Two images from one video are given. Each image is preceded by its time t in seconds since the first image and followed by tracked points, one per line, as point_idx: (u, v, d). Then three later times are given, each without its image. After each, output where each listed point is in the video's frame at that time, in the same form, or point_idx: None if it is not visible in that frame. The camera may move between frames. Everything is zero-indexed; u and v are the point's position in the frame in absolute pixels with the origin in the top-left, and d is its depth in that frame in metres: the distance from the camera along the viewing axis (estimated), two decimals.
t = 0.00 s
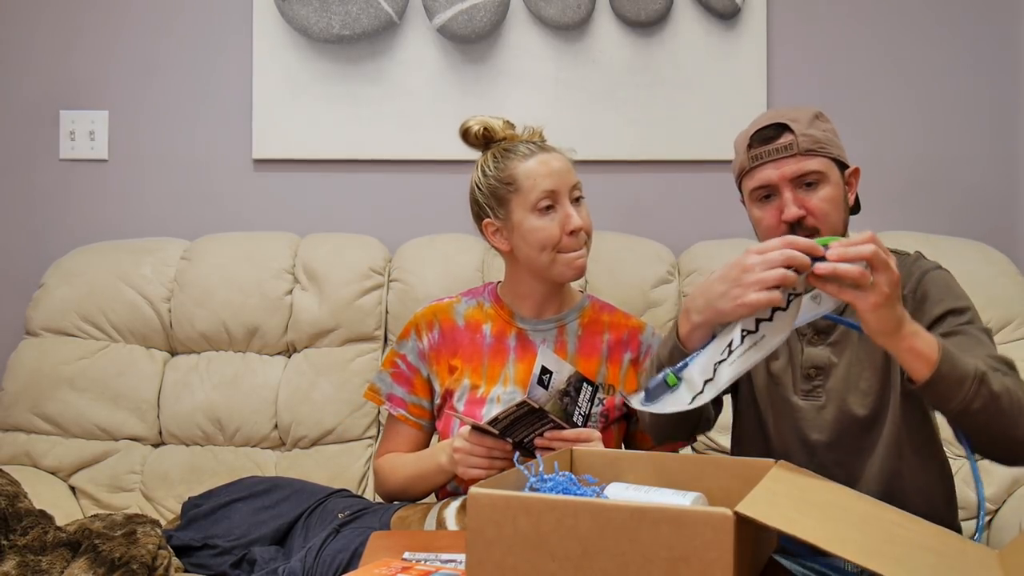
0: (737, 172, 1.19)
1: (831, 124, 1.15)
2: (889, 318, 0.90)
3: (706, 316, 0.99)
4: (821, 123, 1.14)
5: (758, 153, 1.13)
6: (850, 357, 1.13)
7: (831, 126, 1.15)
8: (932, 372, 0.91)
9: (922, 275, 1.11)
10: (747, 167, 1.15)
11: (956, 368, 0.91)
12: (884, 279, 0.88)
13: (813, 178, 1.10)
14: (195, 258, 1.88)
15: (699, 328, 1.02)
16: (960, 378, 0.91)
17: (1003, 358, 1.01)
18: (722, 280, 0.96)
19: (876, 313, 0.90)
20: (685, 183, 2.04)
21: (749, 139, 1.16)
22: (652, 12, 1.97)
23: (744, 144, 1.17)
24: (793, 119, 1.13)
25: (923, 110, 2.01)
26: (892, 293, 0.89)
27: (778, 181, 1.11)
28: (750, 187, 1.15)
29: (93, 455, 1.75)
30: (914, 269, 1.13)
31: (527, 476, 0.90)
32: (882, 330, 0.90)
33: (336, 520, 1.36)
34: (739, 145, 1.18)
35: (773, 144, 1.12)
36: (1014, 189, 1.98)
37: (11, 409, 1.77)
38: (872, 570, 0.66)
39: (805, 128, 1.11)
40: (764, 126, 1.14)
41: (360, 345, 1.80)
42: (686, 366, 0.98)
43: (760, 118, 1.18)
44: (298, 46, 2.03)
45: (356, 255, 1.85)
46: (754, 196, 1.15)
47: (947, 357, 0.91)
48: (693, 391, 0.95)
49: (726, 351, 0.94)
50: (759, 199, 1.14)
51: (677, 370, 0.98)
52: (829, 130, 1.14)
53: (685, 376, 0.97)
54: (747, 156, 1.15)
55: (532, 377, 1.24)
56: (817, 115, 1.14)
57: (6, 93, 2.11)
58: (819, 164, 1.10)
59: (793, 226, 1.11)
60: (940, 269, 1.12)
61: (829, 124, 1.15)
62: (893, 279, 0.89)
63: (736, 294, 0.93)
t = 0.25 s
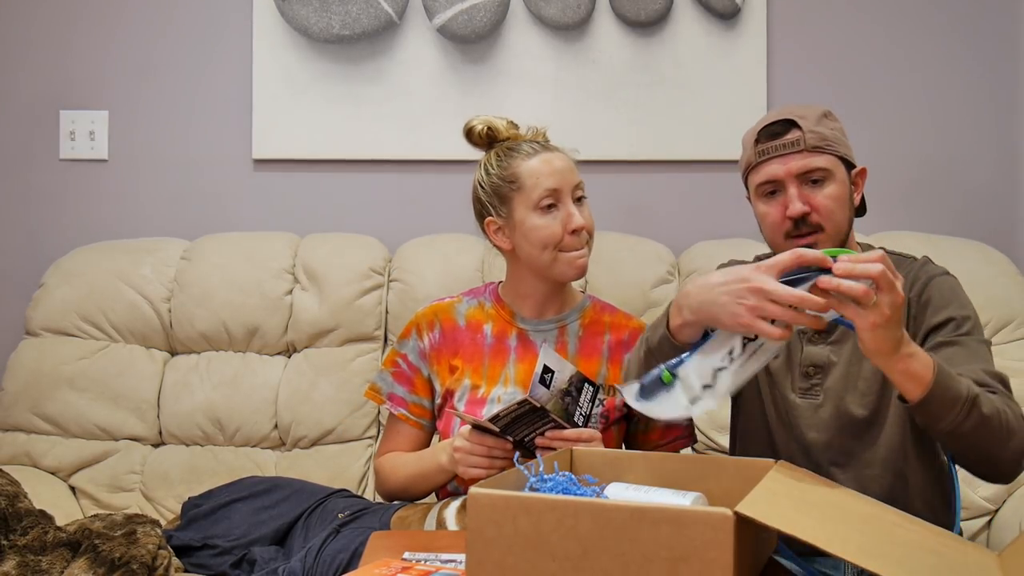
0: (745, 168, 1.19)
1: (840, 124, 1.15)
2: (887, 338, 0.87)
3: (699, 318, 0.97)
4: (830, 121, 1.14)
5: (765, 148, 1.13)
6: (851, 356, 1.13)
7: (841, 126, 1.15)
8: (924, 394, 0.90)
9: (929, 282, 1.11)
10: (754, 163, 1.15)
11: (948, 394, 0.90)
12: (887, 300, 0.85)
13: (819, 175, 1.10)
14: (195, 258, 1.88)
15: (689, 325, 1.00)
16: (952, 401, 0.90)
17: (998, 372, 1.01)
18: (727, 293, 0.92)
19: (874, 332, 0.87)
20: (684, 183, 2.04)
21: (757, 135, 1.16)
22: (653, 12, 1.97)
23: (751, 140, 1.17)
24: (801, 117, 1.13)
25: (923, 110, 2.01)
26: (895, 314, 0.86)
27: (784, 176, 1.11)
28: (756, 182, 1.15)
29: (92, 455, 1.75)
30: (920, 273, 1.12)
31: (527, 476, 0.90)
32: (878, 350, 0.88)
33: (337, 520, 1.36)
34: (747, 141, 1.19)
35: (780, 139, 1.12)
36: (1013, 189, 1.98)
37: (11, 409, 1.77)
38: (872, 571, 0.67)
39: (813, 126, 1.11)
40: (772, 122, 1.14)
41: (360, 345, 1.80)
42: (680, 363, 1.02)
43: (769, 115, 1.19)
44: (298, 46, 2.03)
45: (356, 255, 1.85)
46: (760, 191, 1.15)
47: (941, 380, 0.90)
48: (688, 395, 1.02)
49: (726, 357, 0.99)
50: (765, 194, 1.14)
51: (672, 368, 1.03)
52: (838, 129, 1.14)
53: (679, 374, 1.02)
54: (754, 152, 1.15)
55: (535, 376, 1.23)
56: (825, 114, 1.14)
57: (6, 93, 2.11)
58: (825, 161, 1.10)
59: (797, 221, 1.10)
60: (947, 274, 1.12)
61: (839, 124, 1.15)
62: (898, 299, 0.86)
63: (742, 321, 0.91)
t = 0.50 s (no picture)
0: (750, 167, 1.19)
1: (846, 123, 1.15)
2: (882, 351, 0.87)
3: (700, 320, 0.99)
4: (836, 120, 1.14)
5: (769, 146, 1.13)
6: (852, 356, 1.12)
7: (847, 125, 1.15)
8: (917, 405, 0.90)
9: (932, 286, 1.11)
10: (759, 160, 1.15)
11: (944, 408, 0.90)
12: (883, 315, 0.85)
13: (823, 174, 1.10)
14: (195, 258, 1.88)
15: (688, 325, 1.02)
16: (946, 411, 0.90)
17: (994, 380, 1.01)
18: (724, 292, 0.93)
19: (869, 345, 0.87)
20: (684, 183, 2.04)
21: (762, 133, 1.16)
22: (652, 12, 1.97)
23: (756, 139, 1.17)
24: (807, 115, 1.12)
25: (923, 111, 2.01)
26: (892, 329, 0.86)
27: (788, 175, 1.11)
28: (761, 181, 1.15)
29: (92, 455, 1.75)
30: (924, 276, 1.12)
31: (527, 476, 0.90)
32: (872, 362, 0.88)
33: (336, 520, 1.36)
34: (752, 139, 1.18)
35: (785, 138, 1.12)
36: (1014, 189, 1.98)
37: (11, 409, 1.77)
38: (872, 571, 0.66)
39: (818, 124, 1.11)
40: (777, 121, 1.14)
41: (360, 345, 1.80)
42: (682, 366, 0.99)
43: (775, 114, 1.18)
44: (298, 46, 2.03)
45: (356, 256, 1.85)
46: (765, 190, 1.14)
47: (937, 391, 0.89)
48: (694, 401, 0.98)
49: (730, 362, 0.98)
50: (769, 193, 1.14)
51: (674, 370, 1.00)
52: (843, 128, 1.14)
53: (682, 377, 0.99)
54: (759, 150, 1.15)
55: (535, 375, 1.20)
56: (832, 113, 1.14)
57: (6, 93, 2.11)
58: (830, 160, 1.10)
59: (801, 220, 1.10)
60: (953, 278, 1.12)
61: (844, 123, 1.15)
62: (896, 314, 0.85)
63: (740, 320, 0.93)
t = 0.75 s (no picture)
0: (753, 166, 1.19)
1: (850, 123, 1.15)
2: (884, 352, 0.86)
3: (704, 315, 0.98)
4: (840, 120, 1.14)
5: (772, 146, 1.13)
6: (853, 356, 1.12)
7: (851, 124, 1.15)
8: (918, 407, 0.89)
9: (935, 286, 1.11)
10: (762, 160, 1.15)
11: (946, 410, 0.90)
12: (885, 315, 0.85)
13: (826, 174, 1.10)
14: (195, 258, 1.88)
15: (690, 319, 1.02)
16: (949, 414, 0.90)
17: (995, 383, 1.01)
18: (728, 289, 0.93)
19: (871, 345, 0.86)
20: (684, 183, 2.04)
21: (765, 133, 1.16)
22: (652, 12, 1.97)
23: (759, 138, 1.17)
24: (810, 115, 1.12)
25: (922, 111, 2.01)
26: (894, 330, 0.85)
27: (791, 175, 1.11)
28: (764, 180, 1.15)
29: (92, 455, 1.75)
30: (927, 277, 1.12)
31: (527, 475, 0.90)
32: (876, 363, 0.87)
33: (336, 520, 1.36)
34: (755, 139, 1.19)
35: (788, 137, 1.12)
36: (1014, 189, 1.98)
37: (11, 409, 1.77)
38: (872, 570, 0.67)
39: (821, 124, 1.11)
40: (780, 120, 1.14)
41: (360, 345, 1.80)
42: (682, 360, 0.99)
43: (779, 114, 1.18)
44: (298, 46, 2.03)
45: (356, 256, 1.85)
46: (768, 189, 1.15)
47: (939, 393, 0.89)
48: (691, 396, 0.98)
49: (730, 360, 0.97)
50: (772, 192, 1.14)
51: (675, 364, 0.99)
52: (847, 128, 1.13)
53: (682, 371, 0.98)
54: (762, 149, 1.15)
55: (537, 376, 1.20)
56: (836, 113, 1.14)
57: (6, 93, 2.11)
58: (833, 159, 1.10)
59: (803, 220, 1.10)
60: (955, 280, 1.12)
61: (849, 122, 1.15)
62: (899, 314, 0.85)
63: (741, 318, 0.92)
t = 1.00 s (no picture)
0: (755, 166, 1.19)
1: (852, 122, 1.15)
2: (887, 354, 0.87)
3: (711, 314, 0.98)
4: (842, 119, 1.13)
5: (775, 146, 1.13)
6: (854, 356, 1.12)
7: (854, 124, 1.15)
8: (925, 410, 0.89)
9: (939, 288, 1.11)
10: (764, 160, 1.15)
11: (954, 413, 0.89)
12: (886, 317, 0.85)
13: (828, 173, 1.10)
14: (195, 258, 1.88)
15: (698, 318, 1.01)
16: (956, 417, 0.89)
17: (1000, 386, 1.01)
18: (739, 291, 0.93)
19: (876, 347, 0.87)
20: (684, 183, 2.04)
21: (767, 133, 1.16)
22: (653, 12, 1.97)
23: (761, 138, 1.17)
24: (812, 115, 1.12)
25: (922, 111, 2.01)
26: (895, 330, 0.85)
27: (793, 175, 1.11)
28: (766, 180, 1.15)
29: (92, 455, 1.75)
30: (930, 277, 1.12)
31: (527, 475, 0.90)
32: (882, 365, 0.87)
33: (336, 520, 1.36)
34: (757, 139, 1.18)
35: (790, 137, 1.12)
36: (1014, 189, 1.98)
37: (11, 409, 1.77)
38: (872, 570, 0.66)
39: (823, 124, 1.11)
40: (782, 120, 1.14)
41: (360, 345, 1.80)
42: (688, 369, 0.99)
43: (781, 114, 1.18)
44: (298, 46, 2.03)
45: (356, 256, 1.85)
46: (771, 189, 1.15)
47: (946, 396, 0.89)
48: (698, 403, 0.98)
49: (733, 364, 0.97)
50: (775, 193, 1.14)
51: (682, 373, 1.00)
52: (850, 127, 1.13)
53: (690, 379, 0.99)
54: (764, 149, 1.15)
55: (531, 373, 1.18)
56: (838, 113, 1.14)
57: (6, 93, 2.11)
58: (835, 159, 1.10)
59: (806, 220, 1.10)
60: (959, 281, 1.12)
61: (851, 122, 1.14)
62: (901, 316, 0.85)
63: (752, 320, 0.92)
